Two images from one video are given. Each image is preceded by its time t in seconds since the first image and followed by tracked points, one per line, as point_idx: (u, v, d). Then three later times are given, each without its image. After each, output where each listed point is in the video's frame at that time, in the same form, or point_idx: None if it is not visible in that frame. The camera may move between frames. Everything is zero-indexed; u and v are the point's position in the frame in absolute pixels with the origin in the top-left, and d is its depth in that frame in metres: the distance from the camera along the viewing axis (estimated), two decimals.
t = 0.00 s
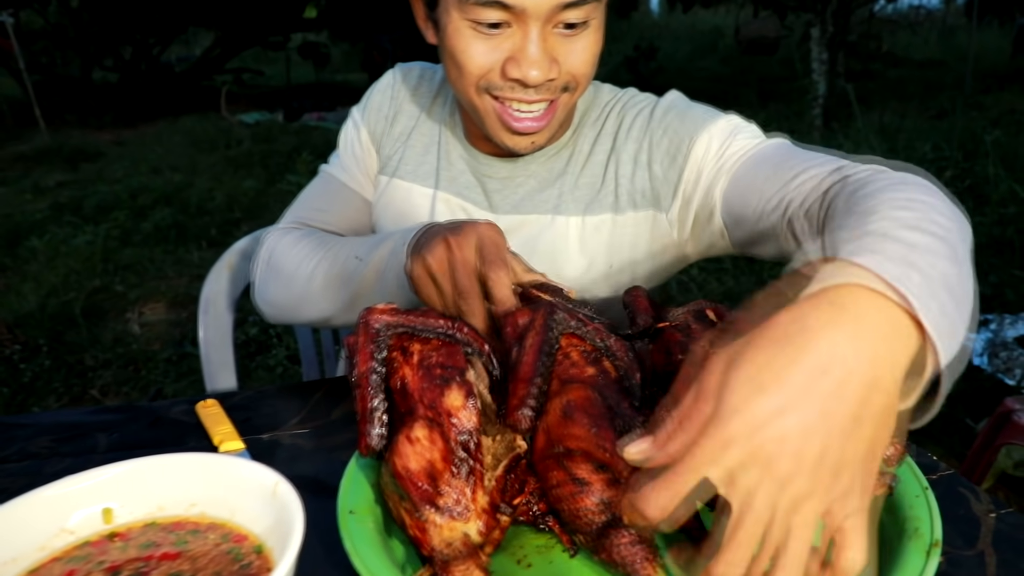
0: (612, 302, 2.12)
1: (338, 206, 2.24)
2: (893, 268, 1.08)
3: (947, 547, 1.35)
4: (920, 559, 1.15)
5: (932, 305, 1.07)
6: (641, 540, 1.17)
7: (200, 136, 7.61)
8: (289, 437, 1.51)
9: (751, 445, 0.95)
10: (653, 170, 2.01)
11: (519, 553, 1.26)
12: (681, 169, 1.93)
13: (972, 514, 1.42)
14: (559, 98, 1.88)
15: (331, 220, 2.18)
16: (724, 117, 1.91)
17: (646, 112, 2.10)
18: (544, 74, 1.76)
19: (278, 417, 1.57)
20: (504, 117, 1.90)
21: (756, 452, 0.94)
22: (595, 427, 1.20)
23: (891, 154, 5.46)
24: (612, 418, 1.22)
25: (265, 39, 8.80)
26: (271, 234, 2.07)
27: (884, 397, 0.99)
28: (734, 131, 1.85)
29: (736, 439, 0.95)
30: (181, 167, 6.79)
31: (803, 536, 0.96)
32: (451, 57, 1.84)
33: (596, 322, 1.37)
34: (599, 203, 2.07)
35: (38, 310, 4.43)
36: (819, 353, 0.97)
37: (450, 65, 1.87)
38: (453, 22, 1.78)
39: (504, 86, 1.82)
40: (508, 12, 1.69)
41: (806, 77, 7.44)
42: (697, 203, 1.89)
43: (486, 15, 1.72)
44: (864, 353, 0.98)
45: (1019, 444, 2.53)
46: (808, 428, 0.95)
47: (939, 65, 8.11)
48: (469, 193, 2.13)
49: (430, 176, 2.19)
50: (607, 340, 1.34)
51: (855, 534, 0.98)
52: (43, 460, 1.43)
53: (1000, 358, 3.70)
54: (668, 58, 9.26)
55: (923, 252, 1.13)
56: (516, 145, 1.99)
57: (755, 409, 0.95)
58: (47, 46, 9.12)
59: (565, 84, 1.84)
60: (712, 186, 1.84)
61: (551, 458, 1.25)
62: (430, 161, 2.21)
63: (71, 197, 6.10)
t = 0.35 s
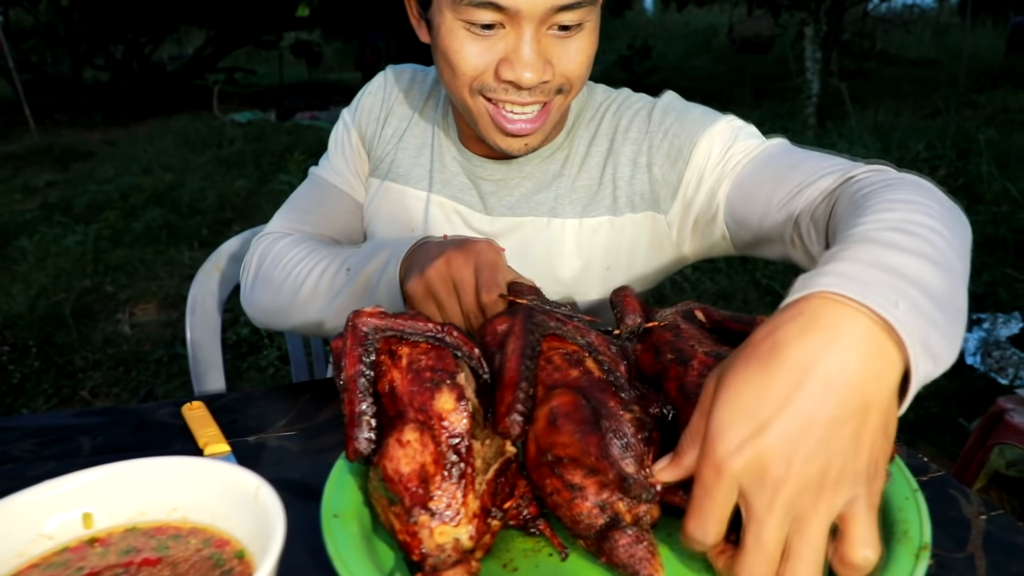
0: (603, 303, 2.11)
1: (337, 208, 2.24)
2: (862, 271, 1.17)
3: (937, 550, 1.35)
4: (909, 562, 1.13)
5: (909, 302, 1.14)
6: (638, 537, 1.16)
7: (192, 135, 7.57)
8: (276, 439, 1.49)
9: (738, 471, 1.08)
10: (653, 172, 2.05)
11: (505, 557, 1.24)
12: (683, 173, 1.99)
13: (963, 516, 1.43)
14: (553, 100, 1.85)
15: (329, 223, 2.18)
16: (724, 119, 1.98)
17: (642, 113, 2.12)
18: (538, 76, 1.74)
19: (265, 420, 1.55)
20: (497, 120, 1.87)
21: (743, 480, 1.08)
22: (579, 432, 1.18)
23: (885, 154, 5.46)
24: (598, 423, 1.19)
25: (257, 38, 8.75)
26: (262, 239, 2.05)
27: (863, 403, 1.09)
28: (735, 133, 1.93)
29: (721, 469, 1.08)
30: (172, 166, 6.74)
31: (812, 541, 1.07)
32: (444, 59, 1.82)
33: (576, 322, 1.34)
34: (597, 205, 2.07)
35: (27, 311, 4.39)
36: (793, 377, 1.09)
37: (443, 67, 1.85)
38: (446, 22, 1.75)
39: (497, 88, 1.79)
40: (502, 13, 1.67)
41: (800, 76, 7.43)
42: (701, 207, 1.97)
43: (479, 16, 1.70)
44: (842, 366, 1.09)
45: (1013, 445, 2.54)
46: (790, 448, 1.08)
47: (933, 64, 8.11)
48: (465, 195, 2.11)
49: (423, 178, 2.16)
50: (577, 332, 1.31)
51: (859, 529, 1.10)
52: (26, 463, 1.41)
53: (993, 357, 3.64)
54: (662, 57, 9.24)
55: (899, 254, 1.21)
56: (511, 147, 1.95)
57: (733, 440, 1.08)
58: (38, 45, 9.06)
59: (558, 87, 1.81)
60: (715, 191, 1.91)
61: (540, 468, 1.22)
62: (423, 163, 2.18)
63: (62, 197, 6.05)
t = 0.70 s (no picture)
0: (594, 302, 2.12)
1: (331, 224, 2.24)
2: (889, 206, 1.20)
3: (925, 552, 1.36)
4: (896, 563, 1.15)
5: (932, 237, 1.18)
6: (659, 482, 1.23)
7: (186, 133, 7.54)
8: (263, 440, 1.48)
9: (772, 388, 1.05)
10: (643, 167, 2.06)
11: (491, 559, 1.26)
12: (673, 166, 2.00)
13: (952, 518, 1.43)
14: (545, 103, 1.85)
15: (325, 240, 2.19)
16: (710, 112, 1.99)
17: (630, 110, 2.13)
18: (531, 79, 1.73)
19: (254, 420, 1.54)
20: (490, 123, 1.87)
21: (777, 396, 1.05)
22: (534, 401, 1.20)
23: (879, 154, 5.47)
24: (561, 389, 1.22)
25: (251, 36, 8.73)
26: (253, 249, 2.01)
27: (900, 320, 1.09)
28: (724, 125, 1.94)
29: (751, 386, 1.05)
30: (166, 165, 6.72)
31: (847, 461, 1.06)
32: (436, 62, 1.81)
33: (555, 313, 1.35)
34: (588, 204, 2.08)
35: (19, 310, 4.37)
36: (829, 294, 1.08)
37: (434, 70, 1.83)
38: (439, 25, 1.74)
39: (490, 92, 1.78)
40: (495, 16, 1.66)
41: (794, 75, 7.44)
42: (692, 200, 1.96)
43: (472, 19, 1.69)
44: (876, 279, 1.10)
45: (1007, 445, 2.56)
46: (830, 362, 1.05)
47: (926, 64, 8.13)
48: (456, 200, 2.11)
49: (414, 184, 2.16)
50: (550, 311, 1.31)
51: (900, 451, 1.09)
52: (11, 465, 1.40)
53: (986, 357, 3.57)
54: (657, 56, 9.24)
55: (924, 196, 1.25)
56: (502, 149, 1.95)
57: (763, 356, 1.06)
58: (30, 42, 9.01)
59: (551, 90, 1.81)
60: (706, 180, 1.92)
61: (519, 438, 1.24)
62: (413, 169, 2.18)
63: (54, 195, 6.03)
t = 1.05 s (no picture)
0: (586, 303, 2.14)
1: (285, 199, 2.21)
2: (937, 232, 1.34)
3: (914, 554, 1.37)
4: (885, 556, 1.21)
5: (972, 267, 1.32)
6: (682, 508, 1.22)
7: (181, 133, 7.52)
8: (253, 441, 1.48)
9: (832, 369, 1.14)
10: (648, 177, 2.06)
11: (482, 560, 1.26)
12: (679, 178, 2.02)
13: (941, 519, 1.44)
14: (547, 105, 1.83)
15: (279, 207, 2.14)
16: (716, 124, 2.02)
17: (631, 116, 2.13)
18: (534, 73, 1.71)
19: (244, 421, 1.53)
20: (493, 123, 1.84)
21: (835, 379, 1.14)
22: (554, 437, 1.24)
23: (874, 153, 5.48)
24: (573, 422, 1.26)
25: (247, 35, 8.71)
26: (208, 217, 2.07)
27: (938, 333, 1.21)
28: (731, 138, 1.99)
29: (817, 363, 1.14)
30: (160, 164, 6.71)
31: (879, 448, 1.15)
32: (438, 60, 1.80)
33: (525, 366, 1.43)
34: (586, 211, 2.06)
35: (12, 309, 4.35)
36: (885, 296, 1.21)
37: (438, 71, 1.82)
38: (438, 20, 1.74)
39: (494, 90, 1.76)
40: (496, 7, 1.65)
41: (790, 76, 7.45)
42: (698, 212, 2.01)
43: (471, 11, 1.68)
44: (929, 295, 1.23)
45: (1000, 445, 2.58)
46: (881, 357, 1.16)
47: (922, 64, 8.14)
48: (444, 203, 2.09)
49: (400, 186, 2.16)
50: (531, 367, 1.40)
51: (923, 449, 1.18)
52: None
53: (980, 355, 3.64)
54: (654, 56, 9.24)
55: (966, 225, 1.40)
56: (507, 148, 1.91)
57: (827, 340, 1.15)
58: (25, 41, 8.99)
59: (552, 91, 1.79)
60: (718, 193, 1.96)
61: (546, 485, 1.25)
62: (400, 171, 2.18)
63: (48, 194, 6.01)
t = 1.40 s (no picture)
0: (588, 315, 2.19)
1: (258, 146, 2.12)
2: (907, 231, 1.44)
3: (905, 554, 1.37)
4: (875, 553, 1.22)
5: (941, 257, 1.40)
6: (677, 511, 1.21)
7: (176, 134, 7.52)
8: (246, 445, 1.48)
9: (821, 345, 1.19)
10: (663, 197, 2.09)
11: (478, 560, 1.27)
12: (694, 200, 2.06)
13: (933, 519, 1.45)
14: (566, 118, 1.81)
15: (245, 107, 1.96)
16: (731, 149, 2.06)
17: (649, 136, 2.15)
18: (556, 84, 1.69)
19: (239, 423, 1.54)
20: (513, 133, 1.83)
21: (825, 357, 1.19)
22: (551, 443, 1.23)
23: (869, 153, 5.51)
24: (567, 427, 1.26)
25: (243, 36, 8.72)
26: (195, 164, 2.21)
27: (913, 313, 1.28)
28: (748, 163, 2.02)
29: (806, 340, 1.19)
30: (156, 166, 6.70)
31: (874, 420, 1.18)
32: (462, 71, 1.79)
33: (514, 369, 1.42)
34: (600, 226, 2.09)
35: (8, 311, 4.35)
36: (858, 285, 1.29)
37: (460, 81, 1.82)
38: (462, 29, 1.73)
39: (514, 101, 1.75)
40: (521, 16, 1.64)
41: (785, 75, 7.47)
42: (710, 235, 2.05)
43: (496, 20, 1.67)
44: (908, 279, 1.33)
45: (993, 443, 2.60)
46: (866, 332, 1.21)
47: (917, 63, 8.17)
48: (457, 210, 2.10)
49: (412, 192, 2.15)
50: (522, 369, 1.41)
51: (915, 421, 1.22)
52: None
53: (975, 355, 3.68)
54: (650, 56, 9.25)
55: (941, 223, 1.50)
56: (524, 160, 1.90)
57: (813, 319, 1.21)
58: (20, 42, 8.98)
59: (572, 104, 1.78)
60: (732, 218, 1.99)
61: (542, 489, 1.25)
62: (411, 173, 2.18)
63: (43, 196, 6.00)
